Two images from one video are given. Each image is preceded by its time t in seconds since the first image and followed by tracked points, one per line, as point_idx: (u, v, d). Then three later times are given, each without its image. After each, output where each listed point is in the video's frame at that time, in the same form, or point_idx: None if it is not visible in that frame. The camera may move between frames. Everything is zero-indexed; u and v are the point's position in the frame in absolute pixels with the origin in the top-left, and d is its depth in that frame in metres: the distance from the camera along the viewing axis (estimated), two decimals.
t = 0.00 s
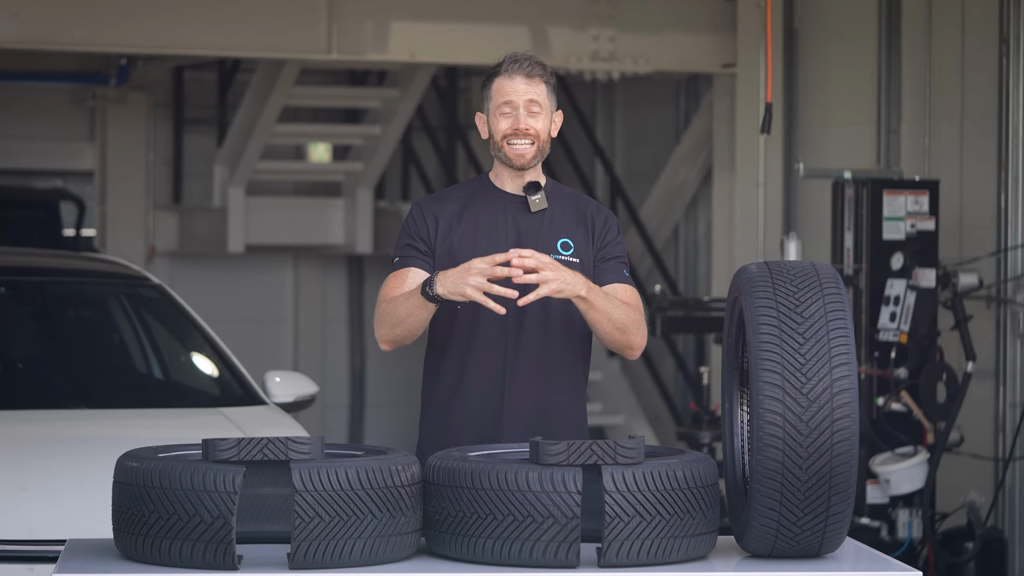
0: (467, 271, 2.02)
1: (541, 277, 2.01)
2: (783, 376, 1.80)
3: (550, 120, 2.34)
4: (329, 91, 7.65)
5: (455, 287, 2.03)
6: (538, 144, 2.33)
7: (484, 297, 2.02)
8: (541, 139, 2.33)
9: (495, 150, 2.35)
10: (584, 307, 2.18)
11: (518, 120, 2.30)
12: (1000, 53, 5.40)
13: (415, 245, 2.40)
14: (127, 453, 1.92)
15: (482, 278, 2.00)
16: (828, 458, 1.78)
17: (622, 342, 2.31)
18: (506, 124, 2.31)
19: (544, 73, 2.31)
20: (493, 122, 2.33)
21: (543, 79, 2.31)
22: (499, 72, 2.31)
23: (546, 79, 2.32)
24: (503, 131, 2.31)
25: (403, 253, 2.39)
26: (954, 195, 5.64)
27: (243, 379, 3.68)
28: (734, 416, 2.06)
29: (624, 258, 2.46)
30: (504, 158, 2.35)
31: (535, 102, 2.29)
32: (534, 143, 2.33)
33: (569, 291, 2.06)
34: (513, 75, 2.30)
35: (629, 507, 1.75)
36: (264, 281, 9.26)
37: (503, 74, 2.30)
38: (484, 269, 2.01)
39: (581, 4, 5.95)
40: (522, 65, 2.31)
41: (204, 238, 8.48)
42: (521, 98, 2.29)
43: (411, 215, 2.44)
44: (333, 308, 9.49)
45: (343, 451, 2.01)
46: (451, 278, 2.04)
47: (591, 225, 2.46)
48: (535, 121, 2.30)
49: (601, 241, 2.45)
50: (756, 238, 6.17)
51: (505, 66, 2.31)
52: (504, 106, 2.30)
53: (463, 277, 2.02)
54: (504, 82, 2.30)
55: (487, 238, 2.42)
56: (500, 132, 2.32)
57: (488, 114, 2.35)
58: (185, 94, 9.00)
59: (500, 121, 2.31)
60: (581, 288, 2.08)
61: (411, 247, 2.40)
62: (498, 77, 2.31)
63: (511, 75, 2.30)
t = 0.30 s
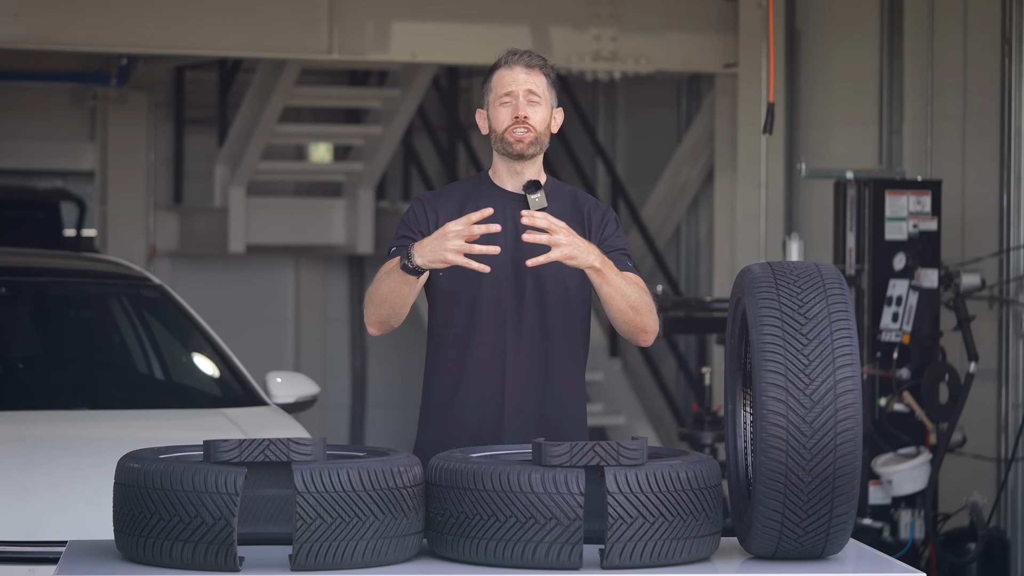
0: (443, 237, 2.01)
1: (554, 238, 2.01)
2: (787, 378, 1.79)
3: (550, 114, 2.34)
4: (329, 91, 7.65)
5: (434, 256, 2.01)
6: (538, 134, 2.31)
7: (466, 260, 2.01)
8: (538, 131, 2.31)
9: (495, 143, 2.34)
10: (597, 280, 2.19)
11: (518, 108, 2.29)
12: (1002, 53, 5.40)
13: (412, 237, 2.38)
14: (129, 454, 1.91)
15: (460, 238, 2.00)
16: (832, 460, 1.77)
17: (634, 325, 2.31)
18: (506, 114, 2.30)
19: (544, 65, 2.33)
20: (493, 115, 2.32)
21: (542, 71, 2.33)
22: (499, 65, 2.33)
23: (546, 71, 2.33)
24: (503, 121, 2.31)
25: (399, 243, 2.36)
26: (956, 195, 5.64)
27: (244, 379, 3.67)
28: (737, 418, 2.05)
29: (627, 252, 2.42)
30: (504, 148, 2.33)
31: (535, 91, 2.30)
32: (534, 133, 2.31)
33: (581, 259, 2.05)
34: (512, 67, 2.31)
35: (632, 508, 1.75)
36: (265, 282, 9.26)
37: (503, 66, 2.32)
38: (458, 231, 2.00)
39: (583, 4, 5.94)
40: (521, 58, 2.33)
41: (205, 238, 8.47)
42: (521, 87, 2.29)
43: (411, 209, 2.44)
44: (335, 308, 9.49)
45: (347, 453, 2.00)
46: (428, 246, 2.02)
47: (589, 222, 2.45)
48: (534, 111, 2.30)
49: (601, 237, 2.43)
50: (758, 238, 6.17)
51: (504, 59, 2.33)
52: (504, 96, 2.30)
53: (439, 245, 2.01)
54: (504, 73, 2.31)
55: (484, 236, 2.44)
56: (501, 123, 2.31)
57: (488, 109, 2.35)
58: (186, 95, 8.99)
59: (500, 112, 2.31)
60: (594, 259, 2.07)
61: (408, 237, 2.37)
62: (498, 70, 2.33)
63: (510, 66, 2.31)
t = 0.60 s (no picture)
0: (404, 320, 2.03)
1: (599, 314, 2.04)
2: (792, 377, 1.78)
3: (552, 114, 2.33)
4: (331, 90, 7.64)
5: (405, 337, 2.06)
6: (540, 137, 2.32)
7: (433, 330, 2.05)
8: (541, 133, 2.31)
9: (497, 143, 2.34)
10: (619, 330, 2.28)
11: (520, 111, 2.29)
12: (1005, 51, 5.39)
13: (413, 250, 2.39)
14: (131, 453, 1.90)
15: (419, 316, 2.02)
16: (837, 460, 1.76)
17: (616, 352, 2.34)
18: (508, 116, 2.30)
19: (547, 65, 2.31)
20: (496, 115, 2.32)
21: (546, 71, 2.31)
22: (502, 63, 2.31)
23: (549, 71, 2.31)
24: (505, 122, 2.30)
25: (401, 258, 2.39)
26: (959, 194, 5.64)
27: (247, 379, 3.66)
28: (741, 417, 2.04)
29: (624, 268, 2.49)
30: (506, 149, 2.33)
31: (537, 93, 2.28)
32: (536, 136, 2.31)
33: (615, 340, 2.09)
34: (515, 67, 2.29)
35: (636, 508, 1.74)
36: (267, 282, 9.25)
37: (506, 65, 2.30)
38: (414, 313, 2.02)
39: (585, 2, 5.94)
40: (525, 57, 2.31)
41: (205, 238, 8.47)
42: (523, 89, 2.28)
43: (410, 215, 2.42)
44: (336, 307, 9.48)
45: (349, 452, 1.99)
46: (396, 329, 2.07)
47: (592, 228, 2.45)
48: (536, 113, 2.29)
49: (601, 249, 2.46)
50: (761, 238, 6.17)
51: (508, 57, 2.30)
52: (507, 97, 2.29)
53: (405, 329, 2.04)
54: (507, 73, 2.29)
55: (486, 240, 2.40)
56: (503, 124, 2.31)
57: (490, 107, 2.34)
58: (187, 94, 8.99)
59: (502, 113, 2.30)
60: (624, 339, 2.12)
61: (409, 253, 2.39)
62: (500, 68, 2.31)
63: (513, 66, 2.30)
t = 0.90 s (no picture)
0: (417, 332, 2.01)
1: (610, 320, 2.03)
2: (799, 377, 1.77)
3: (558, 114, 2.32)
4: (333, 89, 7.63)
5: (417, 349, 2.04)
6: (546, 137, 2.30)
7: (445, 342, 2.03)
8: (548, 134, 2.30)
9: (503, 145, 2.33)
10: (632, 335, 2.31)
11: (526, 113, 2.27)
12: (1010, 50, 5.38)
13: (420, 252, 2.39)
14: (133, 455, 1.89)
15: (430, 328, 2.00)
16: (845, 460, 1.75)
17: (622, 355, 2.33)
18: (514, 118, 2.29)
19: (553, 65, 2.30)
20: (501, 117, 2.31)
21: (551, 71, 2.30)
22: (506, 64, 2.30)
23: (554, 70, 2.30)
24: (511, 124, 2.29)
25: (408, 261, 2.39)
26: (963, 194, 5.63)
27: (250, 379, 3.65)
28: (747, 417, 2.03)
29: (631, 268, 2.48)
30: (512, 152, 2.32)
31: (543, 94, 2.27)
32: (543, 137, 2.30)
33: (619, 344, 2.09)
34: (520, 68, 2.28)
35: (643, 509, 1.72)
36: (269, 282, 9.24)
37: (511, 66, 2.29)
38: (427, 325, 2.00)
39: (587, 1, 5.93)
40: (529, 57, 2.29)
41: (207, 238, 8.46)
42: (529, 91, 2.27)
43: (416, 218, 2.41)
44: (338, 307, 9.47)
45: (354, 454, 1.98)
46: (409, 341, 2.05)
47: (601, 226, 2.43)
48: (542, 115, 2.28)
49: (610, 248, 2.44)
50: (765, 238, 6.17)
51: (512, 58, 2.29)
52: (512, 99, 2.28)
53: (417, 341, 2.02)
54: (511, 74, 2.28)
55: (494, 241, 2.38)
56: (509, 126, 2.30)
57: (496, 109, 2.33)
58: (188, 93, 8.98)
59: (508, 115, 2.29)
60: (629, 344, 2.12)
61: (417, 255, 2.39)
62: (506, 70, 2.30)
63: (518, 67, 2.28)
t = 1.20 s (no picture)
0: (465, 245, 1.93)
1: (566, 363, 1.99)
2: (804, 379, 1.75)
3: (555, 116, 2.30)
4: (334, 89, 7.62)
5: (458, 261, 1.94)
6: (540, 140, 2.28)
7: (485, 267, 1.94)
8: (542, 136, 2.28)
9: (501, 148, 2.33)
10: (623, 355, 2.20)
11: (517, 116, 2.27)
12: (1013, 51, 5.36)
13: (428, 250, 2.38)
14: (135, 457, 1.88)
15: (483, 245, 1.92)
16: (850, 463, 1.73)
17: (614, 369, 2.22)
18: (507, 121, 2.28)
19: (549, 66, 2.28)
20: (499, 120, 2.31)
21: (545, 72, 2.28)
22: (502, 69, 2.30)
23: (549, 72, 2.28)
24: (506, 127, 2.29)
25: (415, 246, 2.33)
26: (967, 195, 5.61)
27: (251, 381, 3.64)
28: (752, 420, 2.02)
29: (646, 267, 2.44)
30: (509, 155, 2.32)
31: (535, 96, 2.26)
32: (536, 139, 2.28)
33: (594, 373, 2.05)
34: (514, 71, 2.28)
35: (647, 512, 1.71)
36: (269, 282, 9.23)
37: (505, 70, 2.29)
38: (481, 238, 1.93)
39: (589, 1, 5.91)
40: (523, 60, 2.29)
41: (208, 237, 8.46)
42: (520, 94, 2.26)
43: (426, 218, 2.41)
44: (339, 307, 9.45)
45: (357, 456, 1.97)
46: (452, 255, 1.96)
47: (612, 225, 2.41)
48: (535, 117, 2.27)
49: (621, 247, 2.42)
50: (767, 238, 6.15)
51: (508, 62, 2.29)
52: (506, 103, 2.28)
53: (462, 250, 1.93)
54: (505, 78, 2.28)
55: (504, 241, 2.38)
56: (504, 129, 2.29)
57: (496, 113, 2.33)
58: (189, 93, 8.97)
59: (502, 118, 2.29)
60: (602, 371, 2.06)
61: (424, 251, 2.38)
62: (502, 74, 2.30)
63: (512, 70, 2.28)
